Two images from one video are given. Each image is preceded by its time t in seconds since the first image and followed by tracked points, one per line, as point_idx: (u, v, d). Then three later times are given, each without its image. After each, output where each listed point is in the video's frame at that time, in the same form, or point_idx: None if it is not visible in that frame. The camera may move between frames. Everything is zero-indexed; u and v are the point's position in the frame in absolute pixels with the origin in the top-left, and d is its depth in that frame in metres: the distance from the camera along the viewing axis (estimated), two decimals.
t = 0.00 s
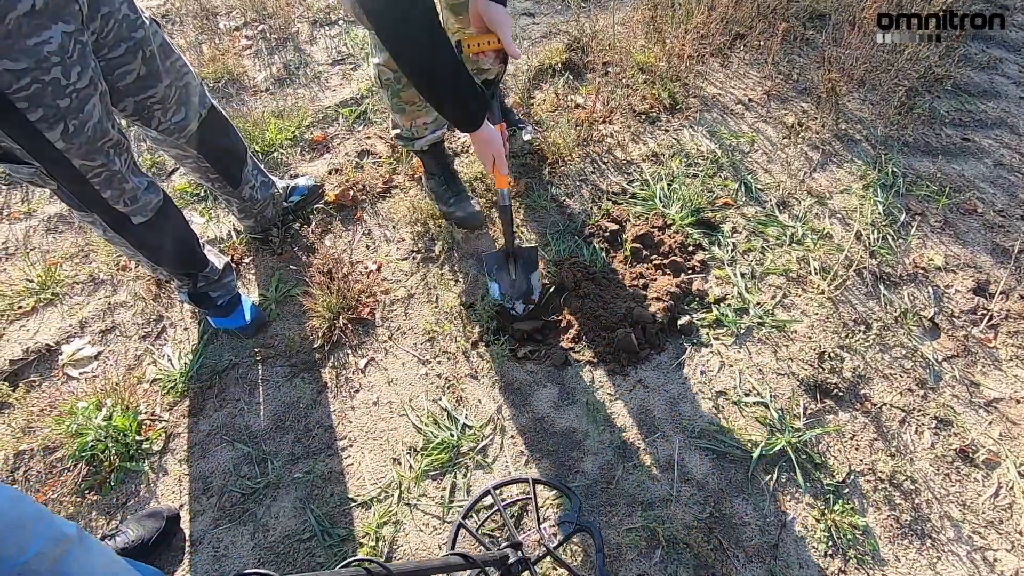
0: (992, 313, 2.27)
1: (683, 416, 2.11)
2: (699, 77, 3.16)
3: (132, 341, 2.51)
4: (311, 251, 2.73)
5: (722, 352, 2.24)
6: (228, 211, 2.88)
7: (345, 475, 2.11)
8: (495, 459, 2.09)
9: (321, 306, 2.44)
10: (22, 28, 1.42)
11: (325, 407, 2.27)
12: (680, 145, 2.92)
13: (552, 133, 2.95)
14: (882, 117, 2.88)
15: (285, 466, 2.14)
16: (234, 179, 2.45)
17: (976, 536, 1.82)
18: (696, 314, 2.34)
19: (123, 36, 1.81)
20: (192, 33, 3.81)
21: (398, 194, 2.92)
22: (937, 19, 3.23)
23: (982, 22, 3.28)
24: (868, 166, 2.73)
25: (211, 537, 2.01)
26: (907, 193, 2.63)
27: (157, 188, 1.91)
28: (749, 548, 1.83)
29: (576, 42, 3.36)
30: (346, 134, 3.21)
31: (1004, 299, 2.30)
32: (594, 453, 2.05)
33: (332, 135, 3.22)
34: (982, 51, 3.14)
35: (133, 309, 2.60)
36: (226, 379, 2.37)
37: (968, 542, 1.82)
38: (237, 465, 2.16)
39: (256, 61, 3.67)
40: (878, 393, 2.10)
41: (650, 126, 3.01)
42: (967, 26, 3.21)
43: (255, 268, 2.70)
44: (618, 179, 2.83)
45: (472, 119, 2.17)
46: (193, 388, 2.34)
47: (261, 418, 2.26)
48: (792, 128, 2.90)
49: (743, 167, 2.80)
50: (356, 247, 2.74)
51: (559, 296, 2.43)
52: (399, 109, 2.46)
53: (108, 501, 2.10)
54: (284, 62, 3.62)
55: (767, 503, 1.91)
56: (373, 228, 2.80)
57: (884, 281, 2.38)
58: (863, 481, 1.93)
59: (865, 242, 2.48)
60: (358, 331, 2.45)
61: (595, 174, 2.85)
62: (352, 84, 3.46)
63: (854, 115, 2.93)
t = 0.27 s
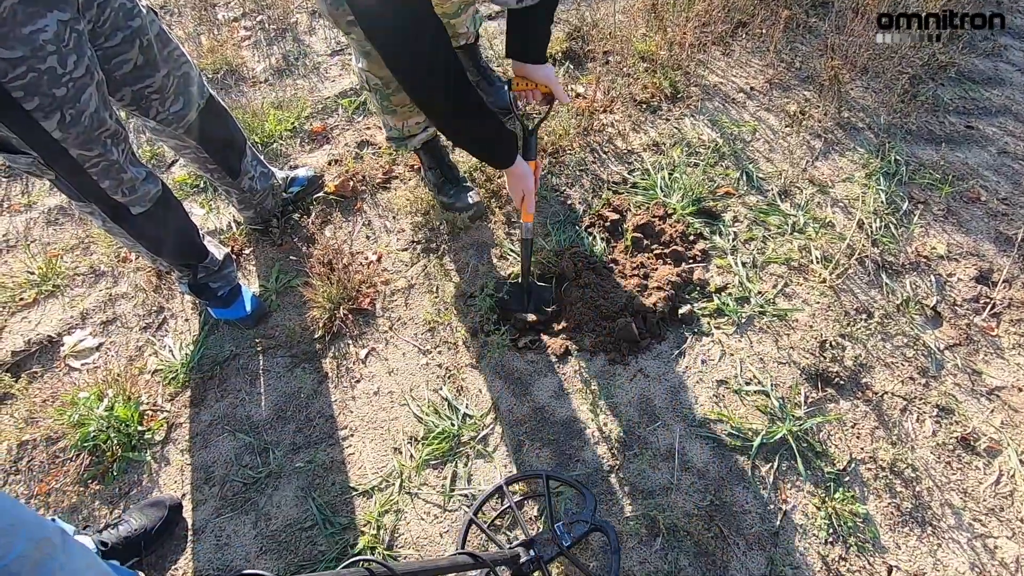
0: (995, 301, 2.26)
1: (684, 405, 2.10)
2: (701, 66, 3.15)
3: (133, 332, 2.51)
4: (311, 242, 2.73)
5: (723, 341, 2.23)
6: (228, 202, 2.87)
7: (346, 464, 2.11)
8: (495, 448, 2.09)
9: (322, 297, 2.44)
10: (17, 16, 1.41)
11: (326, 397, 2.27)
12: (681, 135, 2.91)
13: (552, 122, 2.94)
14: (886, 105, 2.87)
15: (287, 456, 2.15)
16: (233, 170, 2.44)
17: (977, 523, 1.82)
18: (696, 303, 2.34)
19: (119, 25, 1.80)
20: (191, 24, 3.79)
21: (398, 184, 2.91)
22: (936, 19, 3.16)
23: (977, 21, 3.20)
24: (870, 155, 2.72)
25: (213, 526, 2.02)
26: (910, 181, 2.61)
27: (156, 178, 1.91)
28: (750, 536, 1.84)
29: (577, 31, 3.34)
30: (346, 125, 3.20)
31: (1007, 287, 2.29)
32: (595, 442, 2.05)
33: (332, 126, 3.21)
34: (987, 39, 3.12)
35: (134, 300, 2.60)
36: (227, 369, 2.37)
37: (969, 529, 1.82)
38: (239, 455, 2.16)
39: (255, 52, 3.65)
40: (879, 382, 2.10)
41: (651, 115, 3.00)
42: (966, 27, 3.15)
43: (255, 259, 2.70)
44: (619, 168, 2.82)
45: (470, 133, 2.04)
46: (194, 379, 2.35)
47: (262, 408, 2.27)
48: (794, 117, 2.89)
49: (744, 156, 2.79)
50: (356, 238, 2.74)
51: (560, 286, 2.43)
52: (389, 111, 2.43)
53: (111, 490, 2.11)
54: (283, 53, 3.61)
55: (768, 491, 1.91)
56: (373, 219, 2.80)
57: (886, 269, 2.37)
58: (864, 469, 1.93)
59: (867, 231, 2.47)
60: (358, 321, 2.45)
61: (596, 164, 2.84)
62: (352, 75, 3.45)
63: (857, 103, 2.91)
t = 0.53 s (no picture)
0: (999, 292, 2.25)
1: (687, 397, 2.11)
2: (704, 57, 3.14)
3: (137, 325, 2.52)
4: (313, 235, 2.73)
5: (726, 333, 2.23)
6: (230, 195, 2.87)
7: (350, 456, 2.12)
8: (499, 440, 2.10)
9: (325, 290, 2.45)
10: (20, 7, 1.41)
11: (330, 389, 2.28)
12: (684, 126, 2.90)
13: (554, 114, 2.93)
14: (890, 95, 2.86)
15: (291, 448, 2.16)
16: (235, 162, 2.44)
17: (980, 513, 1.83)
18: (699, 295, 2.34)
19: (121, 17, 1.80)
20: (191, 17, 3.78)
21: (400, 177, 2.90)
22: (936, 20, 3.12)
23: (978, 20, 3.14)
24: (874, 145, 2.71)
25: (219, 517, 2.03)
26: (914, 172, 2.61)
27: (159, 170, 1.91)
28: (753, 526, 1.84)
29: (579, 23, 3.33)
30: (348, 118, 3.20)
31: (1011, 278, 2.28)
32: (598, 433, 2.06)
33: (333, 118, 3.20)
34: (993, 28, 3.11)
35: (137, 294, 2.60)
36: (231, 362, 2.38)
37: (972, 519, 1.82)
38: (243, 447, 2.17)
39: (256, 44, 3.64)
40: (882, 373, 2.10)
41: (654, 107, 2.99)
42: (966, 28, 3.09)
43: (258, 252, 2.70)
44: (621, 160, 2.82)
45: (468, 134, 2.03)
46: (198, 371, 2.36)
47: (267, 400, 2.27)
48: (798, 108, 2.88)
49: (747, 148, 2.78)
50: (359, 231, 2.74)
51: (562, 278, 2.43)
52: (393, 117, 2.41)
53: (117, 482, 2.12)
54: (284, 45, 3.60)
55: (770, 482, 1.91)
56: (375, 212, 2.80)
57: (889, 260, 2.36)
58: (867, 459, 1.93)
59: (871, 222, 2.46)
60: (361, 314, 2.45)
61: (598, 156, 2.84)
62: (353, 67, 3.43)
63: (861, 93, 2.90)
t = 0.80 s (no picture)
0: (1005, 284, 2.25)
1: (691, 389, 2.11)
2: (707, 50, 3.13)
3: (142, 319, 2.52)
4: (317, 229, 2.73)
5: (730, 326, 2.23)
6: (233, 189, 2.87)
7: (355, 449, 2.13)
8: (503, 433, 2.10)
9: (328, 283, 2.45)
10: None
11: (335, 382, 2.28)
12: (687, 119, 2.90)
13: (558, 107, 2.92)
14: (894, 88, 2.86)
15: (297, 441, 2.16)
16: (238, 155, 2.44)
17: (985, 505, 1.83)
18: (703, 288, 2.33)
19: (125, 9, 1.80)
20: (192, 11, 3.77)
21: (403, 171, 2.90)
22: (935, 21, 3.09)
23: (977, 21, 3.10)
24: (879, 138, 2.70)
25: (225, 510, 2.04)
26: (919, 164, 2.60)
27: (164, 163, 1.91)
28: (758, 517, 1.85)
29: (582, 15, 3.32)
30: (350, 111, 3.19)
31: (1017, 270, 2.28)
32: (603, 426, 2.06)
33: (336, 112, 3.20)
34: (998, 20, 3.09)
35: (141, 288, 2.60)
36: (236, 356, 2.38)
37: (977, 511, 1.82)
38: (249, 440, 2.18)
39: (257, 38, 3.63)
40: (887, 365, 2.10)
41: (657, 99, 2.98)
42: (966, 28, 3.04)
43: (262, 247, 2.70)
44: (625, 153, 2.81)
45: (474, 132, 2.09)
46: (203, 365, 2.36)
47: (272, 394, 2.28)
48: (802, 100, 2.87)
49: (751, 140, 2.78)
50: (362, 225, 2.74)
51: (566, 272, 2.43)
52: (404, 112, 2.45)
53: (123, 475, 2.13)
54: (285, 39, 3.59)
55: (775, 474, 1.91)
56: (378, 205, 2.79)
57: (894, 253, 2.36)
58: (872, 452, 1.93)
59: (875, 214, 2.46)
60: (365, 308, 2.45)
61: (601, 149, 2.83)
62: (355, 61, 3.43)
63: (865, 86, 2.89)
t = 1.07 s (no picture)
0: (1009, 279, 2.24)
1: (695, 385, 2.11)
2: (711, 45, 3.12)
3: (146, 316, 2.52)
4: (320, 225, 2.73)
5: (734, 321, 2.23)
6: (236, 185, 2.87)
7: (360, 444, 2.13)
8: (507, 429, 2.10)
9: (332, 279, 2.45)
10: None
11: (339, 378, 2.28)
12: (691, 114, 2.89)
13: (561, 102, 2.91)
14: (899, 83, 2.85)
15: (301, 436, 2.17)
16: (241, 151, 2.43)
17: (989, 500, 1.83)
18: (707, 283, 2.33)
19: (128, 4, 1.79)
20: (193, 7, 3.76)
21: (406, 166, 2.90)
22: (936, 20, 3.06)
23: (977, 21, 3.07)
24: (883, 133, 2.69)
25: (231, 505, 2.05)
26: (923, 159, 2.59)
27: (167, 158, 1.90)
28: (762, 512, 1.85)
29: (585, 10, 3.31)
30: (353, 107, 3.19)
31: (1022, 265, 2.27)
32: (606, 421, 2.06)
33: (338, 108, 3.19)
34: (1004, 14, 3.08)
35: (145, 284, 2.61)
36: (240, 352, 2.39)
37: (981, 506, 1.82)
38: (254, 436, 2.18)
39: (259, 34, 3.63)
40: (891, 360, 2.10)
41: (660, 95, 2.98)
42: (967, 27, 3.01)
43: (265, 243, 2.70)
44: (628, 148, 2.81)
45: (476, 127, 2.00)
46: (207, 361, 2.36)
47: (276, 389, 2.28)
48: (806, 95, 2.86)
49: (755, 136, 2.77)
50: (365, 221, 2.74)
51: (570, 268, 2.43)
52: (407, 100, 2.43)
53: (129, 471, 2.14)
54: (287, 35, 3.58)
55: (779, 469, 1.92)
56: (381, 201, 2.79)
57: (898, 248, 2.35)
58: (876, 447, 1.93)
59: (880, 210, 2.45)
60: (369, 304, 2.46)
61: (604, 144, 2.83)
62: (357, 56, 3.42)
63: (870, 80, 2.88)
